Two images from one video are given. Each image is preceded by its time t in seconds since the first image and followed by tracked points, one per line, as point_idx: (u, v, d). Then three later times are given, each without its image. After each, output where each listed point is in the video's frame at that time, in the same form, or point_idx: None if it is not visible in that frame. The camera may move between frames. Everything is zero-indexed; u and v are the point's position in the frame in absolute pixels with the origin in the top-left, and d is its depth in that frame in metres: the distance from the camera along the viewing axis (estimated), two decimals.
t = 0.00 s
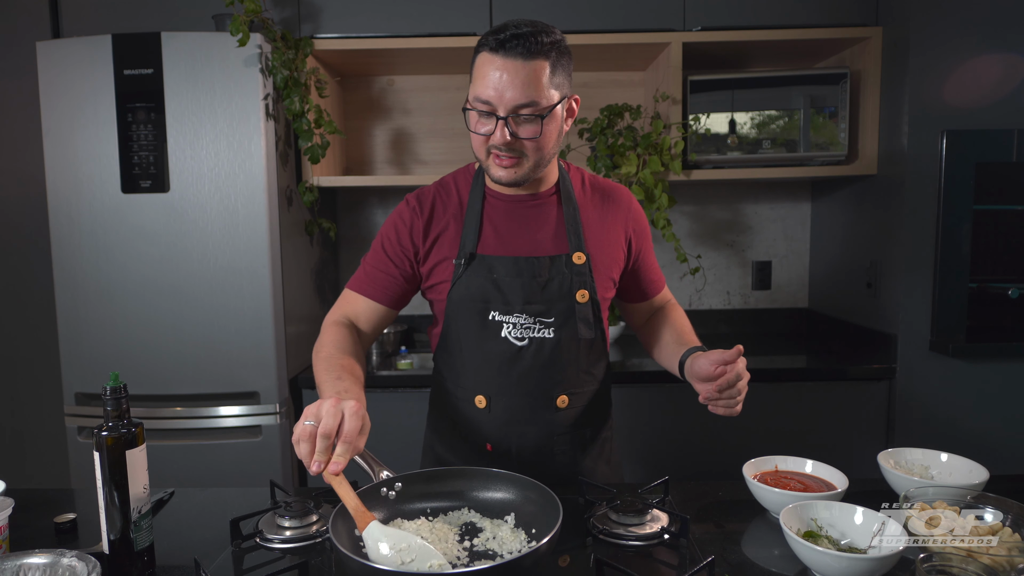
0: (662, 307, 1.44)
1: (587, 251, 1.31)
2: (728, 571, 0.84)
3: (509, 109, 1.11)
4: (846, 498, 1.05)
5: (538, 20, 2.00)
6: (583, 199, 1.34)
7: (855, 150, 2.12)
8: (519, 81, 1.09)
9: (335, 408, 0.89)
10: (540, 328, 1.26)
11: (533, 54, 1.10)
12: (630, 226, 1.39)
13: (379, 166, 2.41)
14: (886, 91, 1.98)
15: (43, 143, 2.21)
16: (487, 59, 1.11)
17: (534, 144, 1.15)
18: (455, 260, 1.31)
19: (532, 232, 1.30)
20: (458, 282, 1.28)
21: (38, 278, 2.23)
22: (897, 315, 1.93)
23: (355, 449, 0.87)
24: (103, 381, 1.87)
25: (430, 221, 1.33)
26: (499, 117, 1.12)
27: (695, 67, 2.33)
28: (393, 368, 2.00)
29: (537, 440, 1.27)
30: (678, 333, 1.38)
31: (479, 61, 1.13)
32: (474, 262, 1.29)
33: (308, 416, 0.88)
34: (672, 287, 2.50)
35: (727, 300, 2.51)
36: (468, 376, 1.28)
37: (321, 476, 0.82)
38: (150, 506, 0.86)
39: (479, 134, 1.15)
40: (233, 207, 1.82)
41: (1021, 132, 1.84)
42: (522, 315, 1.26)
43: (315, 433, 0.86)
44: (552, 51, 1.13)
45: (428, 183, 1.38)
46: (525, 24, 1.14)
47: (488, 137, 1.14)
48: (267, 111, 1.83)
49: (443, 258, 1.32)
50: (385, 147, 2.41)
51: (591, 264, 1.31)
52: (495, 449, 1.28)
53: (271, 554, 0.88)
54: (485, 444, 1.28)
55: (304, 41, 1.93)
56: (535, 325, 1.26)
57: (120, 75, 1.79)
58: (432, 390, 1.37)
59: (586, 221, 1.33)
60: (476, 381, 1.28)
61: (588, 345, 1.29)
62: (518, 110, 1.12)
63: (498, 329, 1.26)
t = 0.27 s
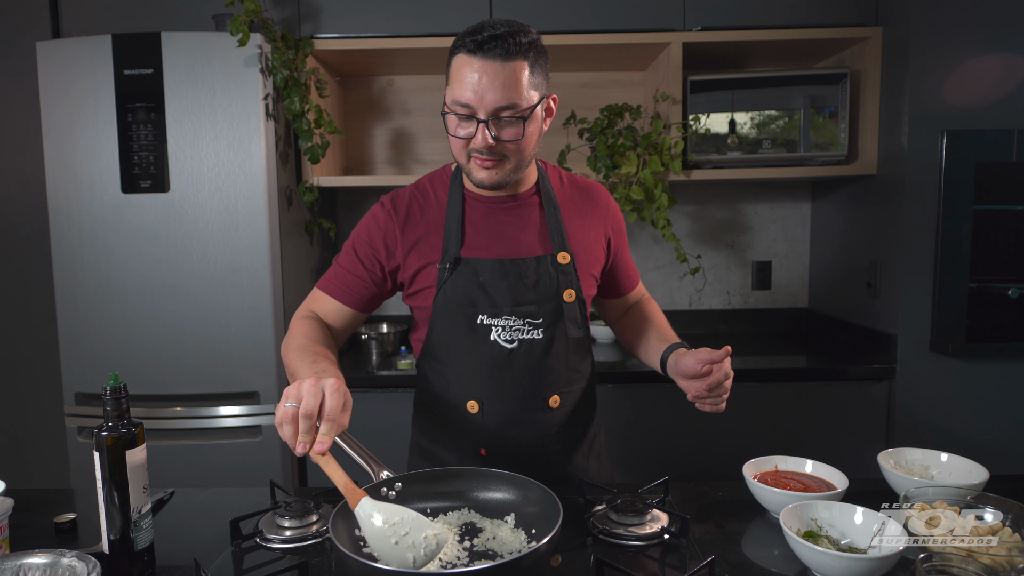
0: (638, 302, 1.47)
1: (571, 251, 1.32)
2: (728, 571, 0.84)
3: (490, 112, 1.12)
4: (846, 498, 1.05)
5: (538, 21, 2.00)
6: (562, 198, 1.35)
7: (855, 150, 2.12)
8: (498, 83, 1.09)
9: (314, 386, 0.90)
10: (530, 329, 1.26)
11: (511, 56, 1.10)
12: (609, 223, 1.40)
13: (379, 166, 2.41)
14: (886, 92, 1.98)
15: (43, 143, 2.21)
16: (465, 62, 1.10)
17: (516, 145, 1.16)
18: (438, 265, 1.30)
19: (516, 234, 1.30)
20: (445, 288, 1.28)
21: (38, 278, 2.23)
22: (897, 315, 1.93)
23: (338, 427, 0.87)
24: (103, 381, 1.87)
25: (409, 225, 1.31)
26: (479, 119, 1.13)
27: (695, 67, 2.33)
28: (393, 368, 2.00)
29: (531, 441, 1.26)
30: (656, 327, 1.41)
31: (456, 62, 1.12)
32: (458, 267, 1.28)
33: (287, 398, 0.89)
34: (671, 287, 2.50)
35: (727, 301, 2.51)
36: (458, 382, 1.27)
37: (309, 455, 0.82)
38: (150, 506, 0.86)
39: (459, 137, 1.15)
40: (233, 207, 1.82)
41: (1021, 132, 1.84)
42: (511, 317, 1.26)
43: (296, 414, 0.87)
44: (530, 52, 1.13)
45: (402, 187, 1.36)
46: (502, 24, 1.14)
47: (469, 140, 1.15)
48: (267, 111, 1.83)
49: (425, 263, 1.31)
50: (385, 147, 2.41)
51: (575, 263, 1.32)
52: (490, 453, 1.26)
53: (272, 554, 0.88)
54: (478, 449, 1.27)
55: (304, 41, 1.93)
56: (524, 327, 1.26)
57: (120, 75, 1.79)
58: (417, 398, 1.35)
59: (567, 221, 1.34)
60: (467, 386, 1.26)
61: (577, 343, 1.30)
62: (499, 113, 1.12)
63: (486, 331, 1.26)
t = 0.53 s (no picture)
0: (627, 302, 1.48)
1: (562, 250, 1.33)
2: (728, 571, 0.84)
3: (482, 112, 1.12)
4: (846, 498, 1.05)
5: (538, 21, 2.00)
6: (552, 197, 1.36)
7: (855, 150, 2.12)
8: (491, 83, 1.10)
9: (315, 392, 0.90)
10: (524, 329, 1.26)
11: (502, 55, 1.10)
12: (598, 222, 1.41)
13: (378, 166, 2.41)
14: (886, 92, 1.98)
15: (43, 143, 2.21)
16: (457, 63, 1.10)
17: (509, 145, 1.16)
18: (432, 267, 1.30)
19: (508, 234, 1.31)
20: (438, 289, 1.27)
21: (38, 277, 2.23)
22: (897, 315, 1.93)
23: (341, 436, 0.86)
24: (103, 381, 1.87)
25: (400, 227, 1.31)
26: (472, 120, 1.13)
27: (695, 67, 2.33)
28: (393, 368, 2.00)
29: (525, 442, 1.26)
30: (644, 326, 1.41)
31: (447, 63, 1.12)
32: (452, 268, 1.27)
33: (291, 406, 0.89)
34: (671, 287, 2.50)
35: (727, 301, 2.51)
36: (452, 384, 1.26)
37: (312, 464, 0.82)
38: (150, 506, 0.86)
39: (452, 138, 1.15)
40: (233, 207, 1.82)
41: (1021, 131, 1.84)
42: (505, 318, 1.25)
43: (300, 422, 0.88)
44: (520, 50, 1.13)
45: (390, 189, 1.36)
46: (491, 24, 1.14)
47: (462, 141, 1.15)
48: (267, 111, 1.83)
49: (418, 265, 1.31)
50: (385, 147, 2.41)
51: (567, 263, 1.32)
52: (485, 455, 1.26)
53: (272, 554, 0.88)
54: (473, 452, 1.27)
55: (304, 41, 1.94)
56: (519, 327, 1.26)
57: (120, 75, 1.79)
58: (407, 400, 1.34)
59: (558, 220, 1.35)
60: (461, 388, 1.25)
61: (570, 343, 1.31)
62: (492, 112, 1.12)
63: (481, 333, 1.25)
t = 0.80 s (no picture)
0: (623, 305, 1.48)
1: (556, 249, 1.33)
2: (728, 571, 0.84)
3: (469, 107, 1.12)
4: (846, 498, 1.05)
5: (538, 20, 2.00)
6: (546, 197, 1.37)
7: (855, 150, 2.12)
8: (477, 78, 1.10)
9: (299, 400, 0.91)
10: (518, 329, 1.25)
11: (487, 50, 1.11)
12: (592, 222, 1.42)
13: (378, 166, 2.41)
14: (886, 92, 1.98)
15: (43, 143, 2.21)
16: (442, 59, 1.11)
17: (498, 140, 1.16)
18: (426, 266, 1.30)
19: (501, 234, 1.32)
20: (432, 288, 1.27)
21: (38, 277, 2.23)
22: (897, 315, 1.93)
23: (327, 439, 0.88)
24: (103, 381, 1.87)
25: (395, 228, 1.32)
26: (459, 115, 1.13)
27: (695, 67, 2.33)
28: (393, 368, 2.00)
29: (522, 441, 1.26)
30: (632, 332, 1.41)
31: (432, 61, 1.13)
32: (446, 267, 1.28)
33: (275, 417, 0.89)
34: (671, 287, 2.50)
35: (727, 301, 2.51)
36: (447, 384, 1.26)
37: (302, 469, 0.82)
38: (150, 506, 0.86)
39: (441, 135, 1.15)
40: (233, 207, 1.82)
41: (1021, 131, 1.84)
42: (499, 318, 1.25)
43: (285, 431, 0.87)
44: (506, 45, 1.14)
45: (386, 192, 1.37)
46: (475, 21, 1.15)
47: (451, 137, 1.15)
48: (267, 111, 1.83)
49: (413, 265, 1.32)
50: (385, 147, 2.41)
51: (561, 262, 1.32)
52: (482, 454, 1.26)
53: (271, 554, 0.88)
54: (469, 451, 1.26)
55: (304, 41, 1.93)
56: (512, 327, 1.25)
57: (120, 75, 1.79)
58: (405, 401, 1.34)
59: (551, 220, 1.35)
60: (456, 388, 1.25)
61: (565, 341, 1.30)
62: (479, 108, 1.13)
63: (475, 333, 1.25)
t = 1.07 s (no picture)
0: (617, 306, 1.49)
1: (550, 246, 1.33)
2: (728, 571, 0.84)
3: (473, 85, 1.17)
4: (846, 498, 1.05)
5: (538, 20, 2.00)
6: (538, 194, 1.37)
7: (855, 150, 2.12)
8: (479, 57, 1.16)
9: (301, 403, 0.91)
10: (513, 327, 1.25)
11: (487, 33, 1.18)
12: (584, 221, 1.43)
13: (378, 166, 2.41)
14: (886, 92, 1.98)
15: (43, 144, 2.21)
16: (445, 42, 1.17)
17: (500, 118, 1.20)
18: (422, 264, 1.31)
19: (496, 231, 1.32)
20: (427, 286, 1.28)
21: (38, 277, 2.23)
22: (897, 315, 1.93)
23: (332, 438, 0.88)
24: (103, 381, 1.87)
25: (392, 229, 1.33)
26: (463, 94, 1.18)
27: (695, 67, 2.33)
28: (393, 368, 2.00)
29: (519, 439, 1.25)
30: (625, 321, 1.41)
31: (435, 47, 1.19)
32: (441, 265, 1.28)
33: (279, 422, 0.89)
34: (671, 287, 2.50)
35: (727, 300, 2.51)
36: (444, 383, 1.26)
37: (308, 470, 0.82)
38: (150, 506, 0.86)
39: (444, 116, 1.19)
40: (233, 208, 1.82)
41: (1021, 131, 1.84)
42: (494, 315, 1.25)
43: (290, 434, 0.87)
44: (504, 32, 1.21)
45: (382, 194, 1.37)
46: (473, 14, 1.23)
47: (456, 116, 1.18)
48: (267, 111, 1.83)
49: (408, 264, 1.32)
50: (385, 147, 2.41)
51: (555, 259, 1.32)
52: (479, 453, 1.26)
53: (271, 554, 0.88)
54: (467, 449, 1.26)
55: (304, 41, 1.93)
56: (507, 324, 1.25)
57: (120, 75, 1.79)
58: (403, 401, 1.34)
59: (545, 217, 1.35)
60: (453, 386, 1.25)
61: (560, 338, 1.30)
62: (481, 86, 1.18)
63: (470, 331, 1.25)
